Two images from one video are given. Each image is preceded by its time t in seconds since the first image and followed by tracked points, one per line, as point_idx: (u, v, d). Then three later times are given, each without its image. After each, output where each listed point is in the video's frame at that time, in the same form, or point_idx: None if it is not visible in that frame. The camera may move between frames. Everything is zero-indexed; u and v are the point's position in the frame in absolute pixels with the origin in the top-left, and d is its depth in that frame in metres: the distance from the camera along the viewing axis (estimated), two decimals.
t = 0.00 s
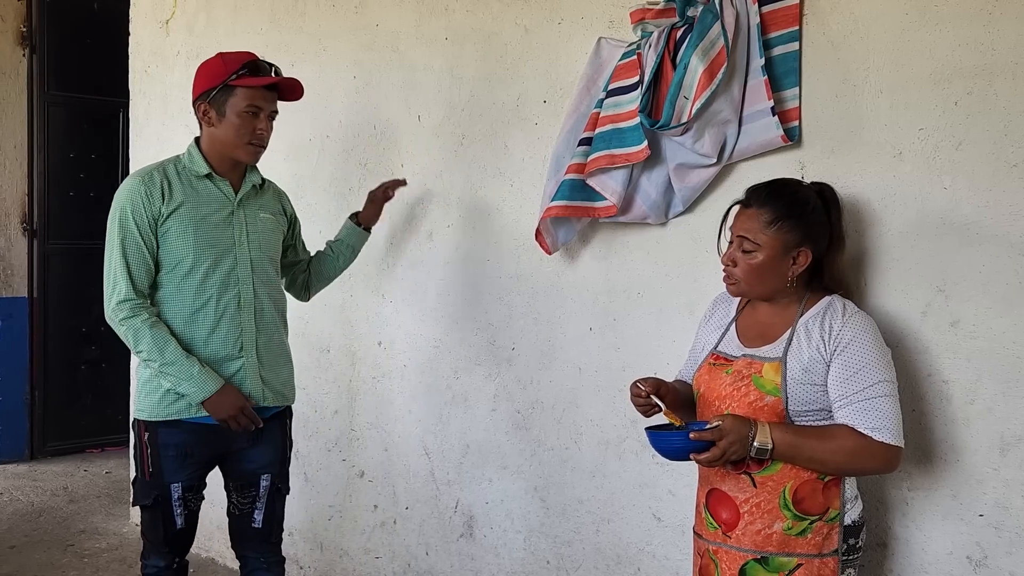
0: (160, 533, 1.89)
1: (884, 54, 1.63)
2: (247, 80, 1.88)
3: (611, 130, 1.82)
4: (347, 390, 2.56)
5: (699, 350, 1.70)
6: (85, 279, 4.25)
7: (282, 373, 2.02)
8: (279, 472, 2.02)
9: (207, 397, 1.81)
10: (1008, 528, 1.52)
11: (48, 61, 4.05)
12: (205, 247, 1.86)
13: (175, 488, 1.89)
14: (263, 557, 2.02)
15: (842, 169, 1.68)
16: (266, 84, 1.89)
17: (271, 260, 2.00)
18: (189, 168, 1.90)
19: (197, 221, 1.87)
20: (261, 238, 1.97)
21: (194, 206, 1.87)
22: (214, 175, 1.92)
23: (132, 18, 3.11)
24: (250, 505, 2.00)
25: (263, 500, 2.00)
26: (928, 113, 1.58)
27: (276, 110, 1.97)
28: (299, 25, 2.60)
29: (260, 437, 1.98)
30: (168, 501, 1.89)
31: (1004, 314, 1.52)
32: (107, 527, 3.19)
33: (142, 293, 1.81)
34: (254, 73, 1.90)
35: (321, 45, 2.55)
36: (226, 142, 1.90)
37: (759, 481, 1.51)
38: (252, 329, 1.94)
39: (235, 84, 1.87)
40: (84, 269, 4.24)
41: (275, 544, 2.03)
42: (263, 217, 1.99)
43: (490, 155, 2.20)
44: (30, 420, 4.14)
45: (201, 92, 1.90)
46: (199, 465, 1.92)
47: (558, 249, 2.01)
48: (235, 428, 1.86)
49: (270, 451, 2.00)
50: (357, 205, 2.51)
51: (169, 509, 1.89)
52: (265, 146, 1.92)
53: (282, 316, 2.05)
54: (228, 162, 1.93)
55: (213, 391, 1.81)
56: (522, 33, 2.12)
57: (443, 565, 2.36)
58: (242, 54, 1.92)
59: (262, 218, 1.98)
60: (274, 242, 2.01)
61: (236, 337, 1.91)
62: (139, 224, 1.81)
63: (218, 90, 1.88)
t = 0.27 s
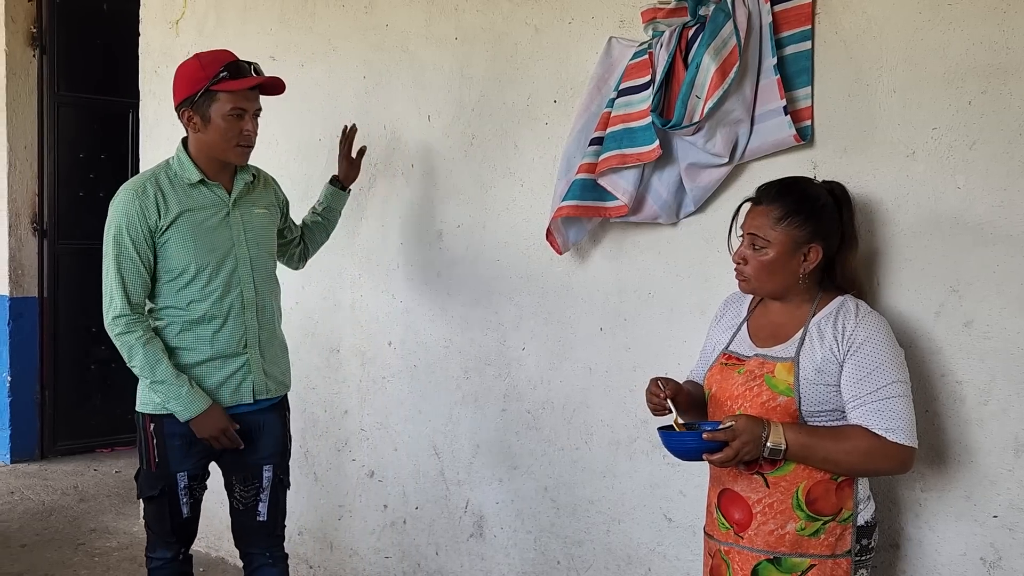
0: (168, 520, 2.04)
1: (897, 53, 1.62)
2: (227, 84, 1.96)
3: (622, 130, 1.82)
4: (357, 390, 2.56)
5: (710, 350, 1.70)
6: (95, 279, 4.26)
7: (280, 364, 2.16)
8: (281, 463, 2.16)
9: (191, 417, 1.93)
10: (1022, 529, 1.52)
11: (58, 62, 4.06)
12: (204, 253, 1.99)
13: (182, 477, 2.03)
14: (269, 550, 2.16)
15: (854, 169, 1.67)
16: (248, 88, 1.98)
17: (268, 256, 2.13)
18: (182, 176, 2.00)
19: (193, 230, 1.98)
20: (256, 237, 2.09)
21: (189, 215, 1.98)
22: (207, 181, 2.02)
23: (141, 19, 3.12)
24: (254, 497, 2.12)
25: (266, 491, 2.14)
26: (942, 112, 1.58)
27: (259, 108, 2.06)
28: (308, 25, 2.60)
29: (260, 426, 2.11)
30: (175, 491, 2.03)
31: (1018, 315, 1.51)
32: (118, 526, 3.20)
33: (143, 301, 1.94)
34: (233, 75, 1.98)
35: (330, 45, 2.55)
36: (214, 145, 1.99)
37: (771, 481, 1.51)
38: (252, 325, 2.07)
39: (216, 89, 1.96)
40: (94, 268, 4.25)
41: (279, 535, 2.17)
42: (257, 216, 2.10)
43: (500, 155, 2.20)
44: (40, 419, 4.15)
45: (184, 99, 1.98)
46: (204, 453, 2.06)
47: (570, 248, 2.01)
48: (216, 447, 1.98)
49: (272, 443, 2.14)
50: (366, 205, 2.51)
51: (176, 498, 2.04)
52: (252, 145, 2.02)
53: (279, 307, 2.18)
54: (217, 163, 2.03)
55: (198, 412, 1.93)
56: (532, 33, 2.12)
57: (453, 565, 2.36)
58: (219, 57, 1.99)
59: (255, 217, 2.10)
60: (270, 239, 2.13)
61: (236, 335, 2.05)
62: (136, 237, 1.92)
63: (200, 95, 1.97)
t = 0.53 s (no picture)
0: (179, 513, 2.08)
1: (906, 52, 1.62)
2: (224, 95, 1.97)
3: (630, 129, 1.82)
4: (366, 389, 2.57)
5: (718, 350, 1.70)
6: (105, 279, 4.29)
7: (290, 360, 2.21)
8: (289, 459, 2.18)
9: (183, 435, 1.97)
10: None
11: (69, 63, 4.09)
12: (218, 258, 2.02)
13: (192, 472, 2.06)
14: (277, 547, 2.16)
15: (863, 169, 1.67)
16: (246, 95, 1.99)
17: (280, 255, 2.16)
18: (192, 185, 2.01)
19: (207, 236, 2.02)
20: (267, 238, 2.13)
21: (202, 222, 2.01)
22: (218, 189, 2.03)
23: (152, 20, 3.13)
24: (263, 493, 2.14)
25: (275, 486, 2.15)
26: (951, 111, 1.57)
27: (262, 112, 2.07)
28: (318, 26, 2.61)
29: (269, 421, 2.14)
30: (186, 484, 2.07)
31: None
32: (128, 524, 3.22)
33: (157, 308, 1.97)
34: (230, 84, 1.99)
35: (340, 45, 2.56)
36: (219, 155, 2.02)
37: (779, 481, 1.51)
38: (264, 324, 2.12)
39: (215, 100, 1.98)
40: (104, 268, 4.28)
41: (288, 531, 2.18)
42: (268, 217, 2.14)
43: (509, 155, 2.20)
44: (51, 418, 4.18)
45: (185, 111, 2.01)
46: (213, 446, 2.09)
47: (578, 248, 2.01)
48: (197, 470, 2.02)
49: (279, 437, 2.16)
50: (375, 205, 2.52)
51: (187, 492, 2.08)
52: (257, 151, 2.04)
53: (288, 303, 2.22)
54: (224, 170, 2.05)
55: (187, 433, 1.97)
56: (541, 33, 2.12)
57: (461, 564, 2.37)
58: (216, 66, 2.00)
59: (266, 218, 2.13)
60: (281, 238, 2.17)
61: (249, 335, 2.09)
62: (150, 247, 1.94)
63: (200, 107, 1.99)
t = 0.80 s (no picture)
0: (191, 508, 2.09)
1: (915, 50, 1.61)
2: (234, 101, 1.98)
3: (638, 128, 1.82)
4: (373, 388, 2.57)
5: (725, 349, 1.69)
6: (114, 278, 4.30)
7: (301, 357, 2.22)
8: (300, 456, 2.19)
9: (195, 435, 1.97)
10: None
11: (78, 62, 4.10)
12: (231, 259, 2.04)
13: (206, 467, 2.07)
14: (287, 543, 2.17)
15: (872, 167, 1.66)
16: (255, 101, 1.99)
17: (292, 253, 2.18)
18: (204, 187, 2.03)
19: (221, 237, 2.03)
20: (280, 237, 2.14)
21: (216, 224, 2.02)
22: (230, 191, 2.05)
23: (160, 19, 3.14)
24: (275, 489, 2.15)
25: (286, 483, 2.16)
26: (961, 110, 1.56)
27: (272, 115, 2.07)
28: (325, 25, 2.62)
29: (281, 418, 2.16)
30: (199, 478, 2.08)
31: None
32: (136, 522, 3.23)
33: (172, 309, 1.99)
34: (239, 89, 1.99)
35: (347, 45, 2.57)
36: (230, 159, 2.02)
37: (787, 481, 1.50)
38: (277, 321, 2.13)
39: (224, 105, 1.98)
40: (113, 267, 4.29)
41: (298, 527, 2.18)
42: (280, 216, 2.15)
43: (516, 154, 2.20)
44: (60, 417, 4.20)
45: (196, 116, 2.01)
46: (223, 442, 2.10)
47: (585, 246, 2.01)
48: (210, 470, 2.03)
49: (291, 434, 2.17)
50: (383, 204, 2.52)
51: (199, 487, 2.09)
52: (268, 155, 2.04)
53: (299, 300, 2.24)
54: (234, 174, 2.06)
55: (197, 433, 1.97)
56: (548, 32, 2.12)
57: (468, 563, 2.37)
58: (226, 71, 2.00)
59: (279, 217, 2.14)
60: (293, 237, 2.18)
61: (262, 333, 2.10)
62: (165, 249, 1.96)
63: (210, 113, 1.99)
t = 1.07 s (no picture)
0: (201, 506, 2.11)
1: (928, 48, 1.60)
2: (238, 103, 1.98)
3: (648, 126, 1.82)
4: (383, 386, 2.58)
5: (735, 348, 1.69)
6: (124, 275, 4.32)
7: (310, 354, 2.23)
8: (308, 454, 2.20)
9: (213, 434, 1.99)
10: None
11: (89, 61, 4.12)
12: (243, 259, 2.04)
13: (215, 465, 2.09)
14: (296, 540, 2.18)
15: (884, 165, 1.66)
16: (259, 101, 2.00)
17: (303, 252, 2.18)
18: (215, 189, 2.03)
19: (232, 239, 2.04)
20: (291, 236, 2.15)
21: (227, 225, 2.03)
22: (240, 194, 2.05)
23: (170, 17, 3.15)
24: (284, 487, 2.16)
25: (295, 481, 2.17)
26: (974, 107, 1.56)
27: (278, 115, 2.07)
28: (335, 23, 2.62)
29: (290, 417, 2.17)
30: (209, 477, 2.09)
31: None
32: (147, 519, 3.24)
33: (184, 311, 2.00)
34: (243, 91, 2.00)
35: (357, 43, 2.57)
36: (238, 161, 2.03)
37: (798, 480, 1.50)
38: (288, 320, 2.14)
39: (229, 108, 1.99)
40: (124, 265, 4.31)
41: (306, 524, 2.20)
42: (291, 215, 2.15)
43: (526, 153, 2.20)
44: (71, 414, 4.23)
45: (203, 120, 2.03)
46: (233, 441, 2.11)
47: (594, 245, 2.01)
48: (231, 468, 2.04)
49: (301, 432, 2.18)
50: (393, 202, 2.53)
51: (209, 484, 2.10)
52: (276, 154, 2.04)
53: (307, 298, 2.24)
54: (244, 175, 2.07)
55: (217, 431, 1.98)
56: (558, 30, 2.12)
57: (478, 562, 2.37)
58: (229, 73, 2.01)
59: (290, 216, 2.15)
60: (303, 235, 2.19)
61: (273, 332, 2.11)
62: (177, 252, 1.97)
63: (216, 116, 2.00)
